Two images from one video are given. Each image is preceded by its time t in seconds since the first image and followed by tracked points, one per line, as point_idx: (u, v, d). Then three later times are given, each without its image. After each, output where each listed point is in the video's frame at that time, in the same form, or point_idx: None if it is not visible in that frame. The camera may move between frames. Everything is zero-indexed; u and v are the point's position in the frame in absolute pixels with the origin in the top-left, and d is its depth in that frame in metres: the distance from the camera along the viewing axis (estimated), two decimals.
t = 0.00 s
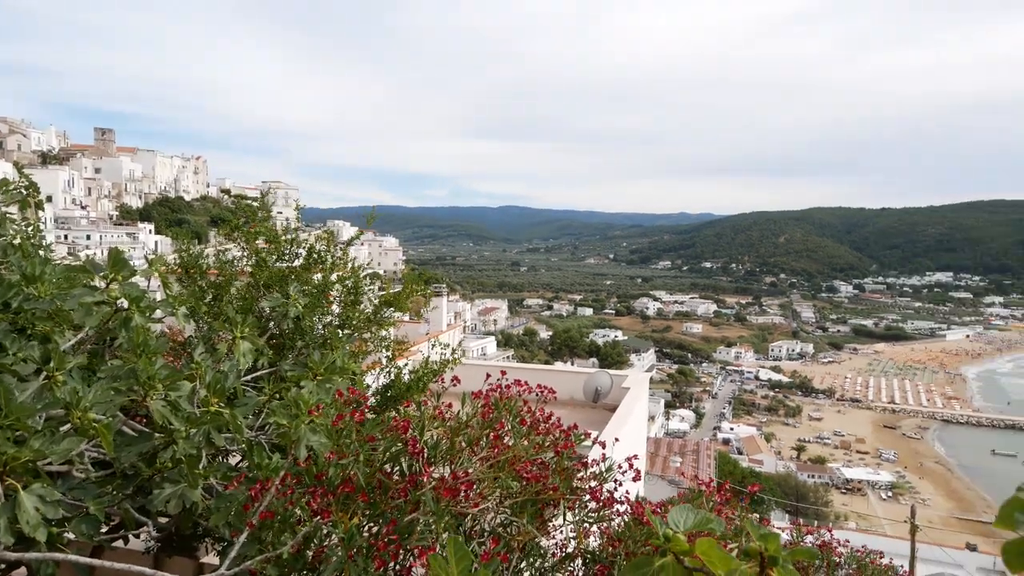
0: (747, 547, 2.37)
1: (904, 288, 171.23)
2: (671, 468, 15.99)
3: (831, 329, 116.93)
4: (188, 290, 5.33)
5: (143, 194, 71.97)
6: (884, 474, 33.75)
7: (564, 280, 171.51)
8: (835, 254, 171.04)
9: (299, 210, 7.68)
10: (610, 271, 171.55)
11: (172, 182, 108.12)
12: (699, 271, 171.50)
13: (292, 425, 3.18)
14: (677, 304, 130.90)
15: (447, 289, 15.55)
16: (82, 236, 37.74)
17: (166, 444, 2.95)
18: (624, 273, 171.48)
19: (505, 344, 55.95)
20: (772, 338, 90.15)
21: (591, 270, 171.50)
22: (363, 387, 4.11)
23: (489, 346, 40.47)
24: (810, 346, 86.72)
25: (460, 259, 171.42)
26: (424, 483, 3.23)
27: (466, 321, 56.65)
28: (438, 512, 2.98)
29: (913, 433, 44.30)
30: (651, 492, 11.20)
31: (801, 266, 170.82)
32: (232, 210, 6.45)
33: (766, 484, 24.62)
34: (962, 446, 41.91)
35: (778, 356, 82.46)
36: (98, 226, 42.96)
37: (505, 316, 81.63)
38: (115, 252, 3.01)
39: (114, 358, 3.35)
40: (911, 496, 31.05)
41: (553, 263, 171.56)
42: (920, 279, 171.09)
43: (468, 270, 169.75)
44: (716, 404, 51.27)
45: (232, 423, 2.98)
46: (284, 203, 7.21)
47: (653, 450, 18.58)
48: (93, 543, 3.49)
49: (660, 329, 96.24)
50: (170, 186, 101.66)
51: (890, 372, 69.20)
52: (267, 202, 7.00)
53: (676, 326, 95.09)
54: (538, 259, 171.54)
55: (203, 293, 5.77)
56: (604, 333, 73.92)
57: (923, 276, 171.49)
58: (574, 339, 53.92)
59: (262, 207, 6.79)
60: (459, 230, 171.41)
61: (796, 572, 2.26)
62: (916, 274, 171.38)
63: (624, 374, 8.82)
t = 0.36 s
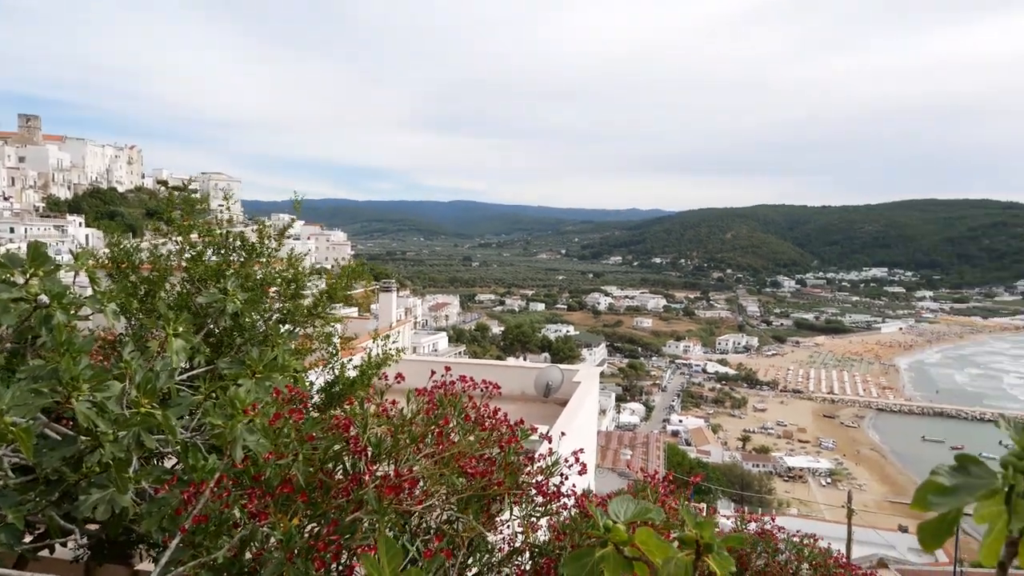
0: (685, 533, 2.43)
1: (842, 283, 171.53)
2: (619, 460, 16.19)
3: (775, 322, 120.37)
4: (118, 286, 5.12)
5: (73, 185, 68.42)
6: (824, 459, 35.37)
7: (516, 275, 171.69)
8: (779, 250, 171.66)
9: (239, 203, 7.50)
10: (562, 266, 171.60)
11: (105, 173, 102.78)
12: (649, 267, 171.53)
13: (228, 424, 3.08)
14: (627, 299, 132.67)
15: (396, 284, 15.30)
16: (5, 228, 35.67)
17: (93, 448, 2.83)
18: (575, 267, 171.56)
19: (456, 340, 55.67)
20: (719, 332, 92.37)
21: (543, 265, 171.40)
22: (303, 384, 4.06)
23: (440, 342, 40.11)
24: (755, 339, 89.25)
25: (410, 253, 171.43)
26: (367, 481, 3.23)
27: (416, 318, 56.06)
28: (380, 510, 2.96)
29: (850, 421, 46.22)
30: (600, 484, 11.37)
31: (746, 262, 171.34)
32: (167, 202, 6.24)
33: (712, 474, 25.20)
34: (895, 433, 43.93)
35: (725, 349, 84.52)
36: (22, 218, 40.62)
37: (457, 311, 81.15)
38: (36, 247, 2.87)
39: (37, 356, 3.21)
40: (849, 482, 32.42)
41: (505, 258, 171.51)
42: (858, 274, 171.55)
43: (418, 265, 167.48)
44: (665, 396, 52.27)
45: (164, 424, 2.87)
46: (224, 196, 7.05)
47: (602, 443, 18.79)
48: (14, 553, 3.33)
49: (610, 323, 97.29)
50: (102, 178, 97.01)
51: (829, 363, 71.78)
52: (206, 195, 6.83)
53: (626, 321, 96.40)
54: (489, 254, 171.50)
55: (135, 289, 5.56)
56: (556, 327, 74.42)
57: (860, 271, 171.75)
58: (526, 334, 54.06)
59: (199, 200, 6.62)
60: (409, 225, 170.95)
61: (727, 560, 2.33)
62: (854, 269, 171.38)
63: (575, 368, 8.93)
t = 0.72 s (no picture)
0: (623, 522, 2.47)
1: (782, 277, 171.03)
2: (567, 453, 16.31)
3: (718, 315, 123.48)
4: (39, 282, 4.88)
5: None
6: (765, 446, 36.31)
7: (464, 269, 171.72)
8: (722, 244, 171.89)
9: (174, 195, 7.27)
10: (510, 260, 171.66)
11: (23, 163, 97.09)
12: (596, 260, 171.57)
13: (154, 425, 2.97)
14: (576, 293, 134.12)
15: (340, 278, 15.02)
16: None
17: (8, 453, 2.70)
18: (523, 262, 171.71)
19: (403, 335, 55.16)
20: (665, 325, 94.33)
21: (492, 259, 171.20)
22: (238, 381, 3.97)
23: (387, 337, 39.69)
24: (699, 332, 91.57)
25: (355, 247, 171.53)
26: (305, 479, 3.20)
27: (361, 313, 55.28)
28: (318, 511, 2.91)
29: (790, 409, 47.89)
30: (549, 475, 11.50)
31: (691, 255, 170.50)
32: (94, 193, 6.00)
33: (658, 464, 25.71)
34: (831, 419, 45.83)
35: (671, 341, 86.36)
36: None
37: (404, 307, 80.40)
38: None
39: None
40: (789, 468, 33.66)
41: (452, 252, 171.56)
42: (797, 268, 171.41)
43: (364, 259, 164.73)
44: (613, 389, 53.08)
45: (89, 426, 2.76)
46: (156, 188, 6.84)
47: (552, 436, 18.93)
48: None
49: (559, 317, 98.09)
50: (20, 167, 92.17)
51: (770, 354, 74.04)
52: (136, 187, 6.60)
53: (575, 315, 97.40)
54: (437, 248, 171.51)
55: (57, 284, 5.31)
56: (504, 322, 74.58)
57: (798, 264, 171.17)
58: (475, 329, 54.00)
59: (129, 192, 6.39)
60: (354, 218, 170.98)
61: (662, 546, 2.38)
62: (793, 263, 171.45)
63: (523, 362, 8.97)
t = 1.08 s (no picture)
0: (563, 515, 2.47)
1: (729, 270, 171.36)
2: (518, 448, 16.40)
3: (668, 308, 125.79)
4: None
5: None
6: (713, 438, 37.94)
7: (414, 264, 171.63)
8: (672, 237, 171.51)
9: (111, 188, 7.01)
10: (461, 255, 171.52)
11: None
12: (548, 255, 171.57)
13: (84, 427, 2.80)
14: (528, 287, 134.84)
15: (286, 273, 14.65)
16: None
17: None
18: (475, 257, 171.67)
19: (354, 331, 54.47)
20: (617, 319, 95.72)
21: (443, 254, 171.17)
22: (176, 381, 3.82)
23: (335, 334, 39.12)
24: (650, 325, 93.29)
25: (303, 242, 171.56)
26: (246, 479, 3.10)
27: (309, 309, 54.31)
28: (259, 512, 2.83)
29: (737, 400, 49.19)
30: (500, 470, 11.54)
31: (641, 250, 171.00)
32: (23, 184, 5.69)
33: (610, 456, 26.06)
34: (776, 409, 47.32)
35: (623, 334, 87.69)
36: None
37: (353, 302, 79.38)
38: None
39: None
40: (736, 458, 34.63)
41: (403, 247, 171.58)
42: (744, 262, 171.35)
43: (313, 254, 161.68)
44: (566, 383, 53.59)
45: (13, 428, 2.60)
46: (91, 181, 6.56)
47: (505, 431, 19.00)
48: None
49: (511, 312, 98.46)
50: None
51: (718, 347, 75.79)
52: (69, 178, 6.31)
53: (527, 309, 97.93)
54: (387, 242, 171.47)
55: None
56: (456, 317, 74.38)
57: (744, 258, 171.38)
58: (427, 324, 53.70)
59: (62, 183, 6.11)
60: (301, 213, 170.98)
61: (604, 537, 2.37)
62: (740, 256, 171.31)
63: (474, 357, 8.97)
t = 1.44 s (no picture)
0: (515, 509, 2.45)
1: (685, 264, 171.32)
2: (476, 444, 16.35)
3: (626, 303, 127.29)
4: None
5: None
6: (671, 430, 38.62)
7: (371, 260, 171.46)
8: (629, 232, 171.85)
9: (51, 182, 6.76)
10: (418, 251, 171.69)
11: None
12: (507, 250, 171.50)
13: (20, 431, 2.66)
14: (487, 283, 134.92)
15: (237, 270, 14.33)
16: None
17: None
18: (433, 253, 171.80)
19: (309, 330, 53.70)
20: (576, 314, 96.60)
21: (400, 250, 171.12)
22: (118, 381, 3.69)
23: (290, 332, 38.55)
24: (608, 320, 94.43)
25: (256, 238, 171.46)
26: (194, 480, 3.02)
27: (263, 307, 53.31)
28: (206, 513, 2.75)
29: (694, 393, 50.07)
30: (460, 467, 11.53)
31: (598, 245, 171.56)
32: None
33: (569, 451, 26.20)
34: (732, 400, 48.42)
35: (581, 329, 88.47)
36: None
37: (308, 299, 78.13)
38: None
39: None
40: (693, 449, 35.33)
41: (359, 243, 171.72)
42: (699, 257, 171.18)
43: (268, 251, 158.49)
44: (525, 378, 53.81)
45: None
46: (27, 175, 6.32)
47: (465, 427, 18.95)
48: None
49: (470, 307, 98.43)
50: None
51: (675, 341, 76.96)
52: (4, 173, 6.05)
53: (486, 305, 98.10)
54: (342, 238, 171.58)
55: None
56: (414, 314, 73.91)
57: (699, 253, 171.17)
58: (385, 321, 53.14)
59: None
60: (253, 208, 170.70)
61: (554, 528, 2.37)
62: (696, 252, 171.25)
63: (432, 353, 8.95)
